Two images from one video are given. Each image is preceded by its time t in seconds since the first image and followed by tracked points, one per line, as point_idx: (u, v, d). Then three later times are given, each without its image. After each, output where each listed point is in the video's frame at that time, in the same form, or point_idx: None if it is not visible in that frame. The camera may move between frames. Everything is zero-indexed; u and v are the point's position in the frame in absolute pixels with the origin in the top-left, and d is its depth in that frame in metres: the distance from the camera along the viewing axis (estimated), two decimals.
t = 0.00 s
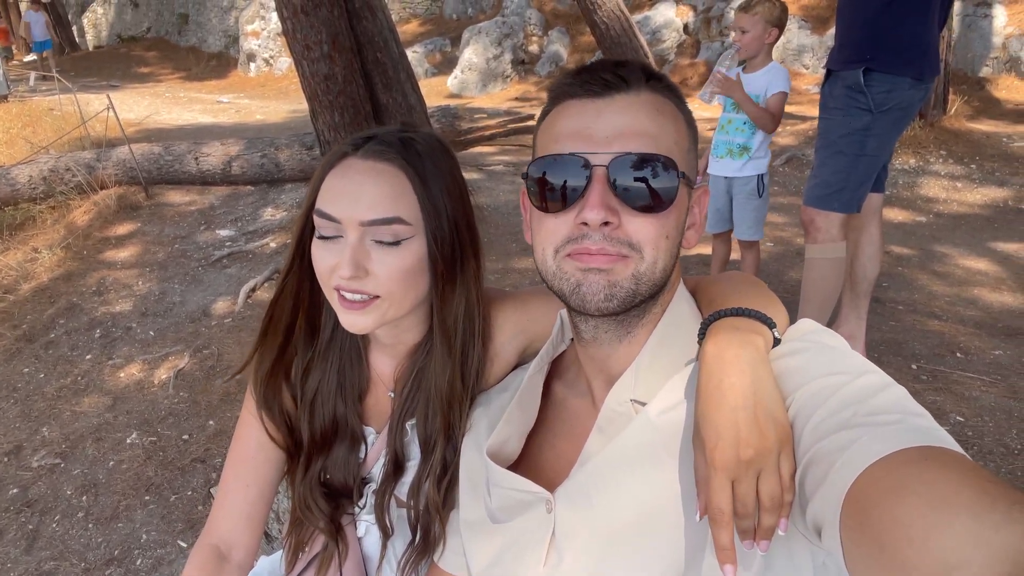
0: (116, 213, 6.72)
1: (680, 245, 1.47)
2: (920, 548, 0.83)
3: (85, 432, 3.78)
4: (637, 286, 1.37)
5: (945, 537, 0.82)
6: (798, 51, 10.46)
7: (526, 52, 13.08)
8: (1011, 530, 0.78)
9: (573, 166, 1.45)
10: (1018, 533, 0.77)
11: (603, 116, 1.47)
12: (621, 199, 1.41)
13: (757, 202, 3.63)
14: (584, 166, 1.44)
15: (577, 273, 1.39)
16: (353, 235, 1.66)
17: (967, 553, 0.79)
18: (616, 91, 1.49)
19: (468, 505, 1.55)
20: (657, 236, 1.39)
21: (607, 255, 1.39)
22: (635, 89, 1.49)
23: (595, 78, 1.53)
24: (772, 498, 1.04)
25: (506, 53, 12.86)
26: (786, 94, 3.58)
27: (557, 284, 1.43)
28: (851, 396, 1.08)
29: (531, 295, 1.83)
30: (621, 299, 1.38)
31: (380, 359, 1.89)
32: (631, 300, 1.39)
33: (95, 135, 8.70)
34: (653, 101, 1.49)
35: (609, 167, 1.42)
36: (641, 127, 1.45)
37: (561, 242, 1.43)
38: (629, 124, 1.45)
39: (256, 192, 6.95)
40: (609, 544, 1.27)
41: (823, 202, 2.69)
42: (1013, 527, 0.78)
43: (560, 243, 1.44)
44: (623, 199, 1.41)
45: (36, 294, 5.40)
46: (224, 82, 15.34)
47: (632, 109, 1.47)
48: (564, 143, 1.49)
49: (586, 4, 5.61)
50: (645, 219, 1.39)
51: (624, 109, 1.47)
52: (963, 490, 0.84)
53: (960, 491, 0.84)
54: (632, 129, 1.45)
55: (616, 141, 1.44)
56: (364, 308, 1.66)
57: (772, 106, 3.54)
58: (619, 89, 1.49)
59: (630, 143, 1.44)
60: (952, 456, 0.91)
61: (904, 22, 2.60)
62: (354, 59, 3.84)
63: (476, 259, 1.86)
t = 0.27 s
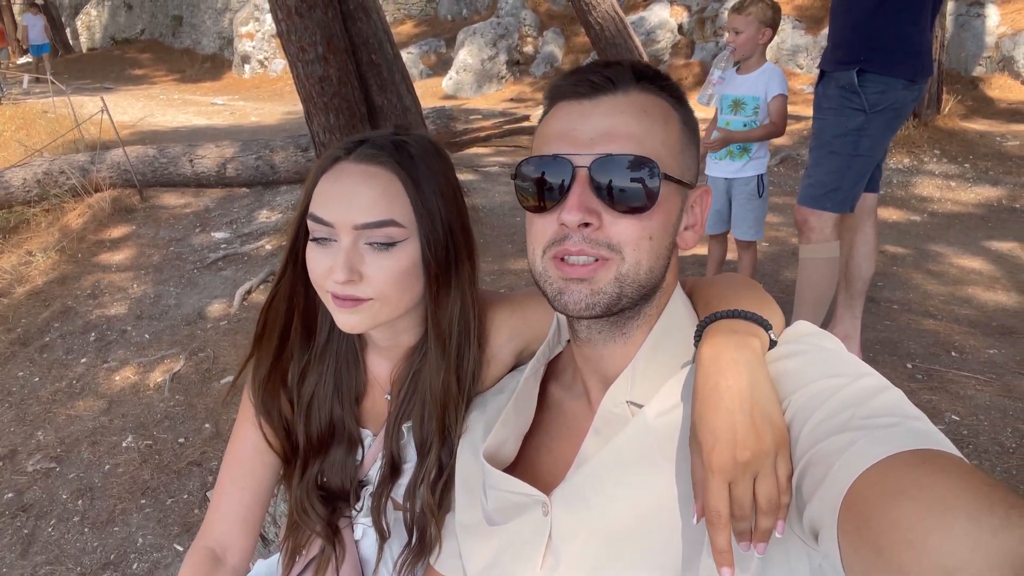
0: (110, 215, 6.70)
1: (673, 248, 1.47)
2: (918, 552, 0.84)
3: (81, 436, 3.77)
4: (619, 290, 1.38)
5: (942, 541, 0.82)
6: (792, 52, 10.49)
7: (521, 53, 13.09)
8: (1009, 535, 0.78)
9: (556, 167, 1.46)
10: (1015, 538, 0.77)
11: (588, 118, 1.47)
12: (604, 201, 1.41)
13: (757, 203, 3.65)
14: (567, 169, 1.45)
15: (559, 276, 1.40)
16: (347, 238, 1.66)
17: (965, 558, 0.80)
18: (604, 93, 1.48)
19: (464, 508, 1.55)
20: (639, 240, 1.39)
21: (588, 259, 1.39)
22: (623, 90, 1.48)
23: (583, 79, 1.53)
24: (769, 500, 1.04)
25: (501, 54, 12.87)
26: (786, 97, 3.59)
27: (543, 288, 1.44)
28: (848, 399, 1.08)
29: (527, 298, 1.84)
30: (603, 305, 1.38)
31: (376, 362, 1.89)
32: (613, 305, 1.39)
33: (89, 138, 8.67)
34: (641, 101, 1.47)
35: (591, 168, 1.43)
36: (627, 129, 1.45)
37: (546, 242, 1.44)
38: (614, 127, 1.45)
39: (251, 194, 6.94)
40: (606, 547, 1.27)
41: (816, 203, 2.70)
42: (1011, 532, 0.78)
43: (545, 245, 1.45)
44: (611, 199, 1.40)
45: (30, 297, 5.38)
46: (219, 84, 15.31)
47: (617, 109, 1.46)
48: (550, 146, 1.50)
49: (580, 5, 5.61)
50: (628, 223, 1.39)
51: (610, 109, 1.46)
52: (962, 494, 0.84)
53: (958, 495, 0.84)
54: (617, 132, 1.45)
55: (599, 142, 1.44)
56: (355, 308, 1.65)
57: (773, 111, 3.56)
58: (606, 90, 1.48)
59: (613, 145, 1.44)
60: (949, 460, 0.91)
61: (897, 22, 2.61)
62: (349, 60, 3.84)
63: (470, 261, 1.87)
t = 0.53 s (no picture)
0: (105, 218, 6.68)
1: (669, 252, 1.47)
2: (929, 556, 0.83)
3: (77, 440, 3.75)
4: (603, 304, 1.37)
5: (952, 546, 0.81)
6: (788, 51, 10.51)
7: (516, 53, 13.09)
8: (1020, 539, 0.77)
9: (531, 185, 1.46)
10: None
11: (559, 132, 1.45)
12: (576, 216, 1.40)
13: (756, 202, 3.64)
14: (539, 188, 1.45)
15: (543, 294, 1.40)
16: (346, 243, 1.65)
17: (975, 561, 0.79)
18: (573, 104, 1.46)
19: (467, 513, 1.54)
20: (618, 251, 1.37)
21: (568, 276, 1.39)
22: (592, 100, 1.45)
23: (556, 90, 1.51)
24: (778, 504, 1.04)
25: (496, 54, 12.86)
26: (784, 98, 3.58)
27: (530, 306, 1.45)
28: (856, 402, 1.08)
29: (528, 300, 1.83)
30: (588, 319, 1.38)
31: (377, 366, 1.88)
32: (598, 319, 1.38)
33: (83, 140, 8.64)
34: (612, 109, 1.44)
35: (561, 185, 1.42)
36: (597, 141, 1.42)
37: (531, 259, 1.45)
38: (583, 140, 1.43)
39: (246, 197, 6.91)
40: (613, 552, 1.26)
41: (815, 202, 2.69)
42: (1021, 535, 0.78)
43: (530, 261, 1.45)
44: (602, 205, 1.37)
45: (26, 301, 5.35)
46: (214, 86, 15.27)
47: (586, 122, 1.43)
48: (527, 164, 1.50)
49: (576, 5, 5.61)
50: (605, 236, 1.38)
51: (580, 121, 1.44)
52: (972, 497, 0.84)
53: (969, 499, 0.84)
54: (587, 145, 1.42)
55: (570, 158, 1.43)
56: (357, 311, 1.65)
57: (769, 113, 3.55)
58: (576, 101, 1.46)
59: (584, 159, 1.42)
60: (958, 462, 0.91)
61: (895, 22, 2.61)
62: (345, 61, 3.82)
63: (472, 265, 1.85)
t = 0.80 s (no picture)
0: (102, 221, 6.67)
1: (660, 254, 1.46)
2: (921, 558, 0.84)
3: (74, 444, 3.74)
4: (591, 305, 1.37)
5: (945, 549, 0.82)
6: (783, 51, 10.53)
7: (513, 54, 13.10)
8: (1011, 543, 0.78)
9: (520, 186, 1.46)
10: (1018, 545, 0.78)
11: (549, 134, 1.46)
12: (564, 218, 1.40)
13: (750, 203, 3.64)
14: (528, 188, 1.45)
15: (532, 295, 1.41)
16: (340, 246, 1.65)
17: (968, 564, 0.80)
18: (565, 106, 1.46)
19: (464, 515, 1.54)
20: (608, 253, 1.38)
21: (557, 276, 1.39)
22: (584, 102, 1.46)
23: (546, 93, 1.51)
24: (773, 507, 1.04)
25: (493, 55, 12.87)
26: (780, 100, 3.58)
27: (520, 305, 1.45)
28: (850, 404, 1.09)
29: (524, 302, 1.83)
30: (576, 320, 1.38)
31: (376, 369, 1.88)
32: (587, 321, 1.38)
33: (79, 143, 8.63)
34: (603, 112, 1.44)
35: (551, 186, 1.42)
36: (587, 143, 1.43)
37: (520, 260, 1.45)
38: (573, 142, 1.43)
39: (243, 199, 6.91)
40: (610, 555, 1.26)
41: (810, 202, 2.70)
42: (1012, 539, 0.78)
43: (519, 262, 1.45)
44: (593, 209, 1.38)
45: (22, 304, 5.34)
46: (210, 88, 15.25)
47: (577, 124, 1.44)
48: (517, 165, 1.50)
49: (571, 6, 5.61)
50: (594, 237, 1.38)
51: (571, 123, 1.44)
52: (963, 501, 0.84)
53: (959, 502, 0.84)
54: (577, 146, 1.43)
55: (560, 159, 1.43)
56: (349, 315, 1.65)
57: (765, 114, 3.56)
58: (567, 103, 1.46)
59: (573, 160, 1.42)
60: (952, 465, 0.91)
61: (890, 22, 2.62)
62: (341, 63, 3.82)
63: (468, 269, 1.85)
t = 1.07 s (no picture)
0: (100, 223, 6.67)
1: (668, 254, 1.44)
2: (921, 557, 0.84)
3: (73, 446, 3.74)
4: (629, 292, 1.37)
5: (943, 547, 0.82)
6: (781, 51, 10.54)
7: (511, 55, 13.11)
8: (1009, 542, 0.78)
9: (555, 173, 1.44)
10: (1016, 544, 0.78)
11: (583, 123, 1.47)
12: (603, 205, 1.40)
13: (748, 202, 3.64)
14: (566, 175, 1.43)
15: (565, 285, 1.39)
16: (322, 247, 1.64)
17: (967, 563, 0.80)
18: (595, 97, 1.49)
19: (464, 516, 1.54)
20: (647, 240, 1.39)
21: (595, 264, 1.38)
22: (614, 95, 1.49)
23: (574, 85, 1.52)
24: (775, 506, 1.04)
25: (491, 56, 12.87)
26: (778, 100, 3.59)
27: (547, 297, 1.42)
28: (850, 404, 1.09)
29: (523, 302, 1.83)
30: (612, 308, 1.37)
31: (374, 370, 1.88)
32: (622, 309, 1.38)
33: (77, 145, 8.62)
34: (632, 105, 1.48)
35: (591, 173, 1.42)
36: (621, 132, 1.45)
37: (548, 249, 1.43)
38: (608, 130, 1.45)
39: (241, 200, 6.91)
40: (610, 555, 1.26)
41: (808, 202, 2.70)
42: (1011, 538, 0.78)
43: (546, 251, 1.43)
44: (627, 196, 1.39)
45: (20, 306, 5.34)
46: (208, 89, 15.25)
47: (611, 114, 1.46)
48: (546, 152, 1.49)
49: (569, 6, 5.60)
50: (633, 224, 1.38)
51: (604, 113, 1.47)
52: (962, 500, 0.85)
53: (959, 501, 0.85)
54: (613, 134, 1.45)
55: (597, 147, 1.44)
56: (329, 315, 1.64)
57: (764, 114, 3.56)
58: (597, 96, 1.49)
59: (610, 148, 1.44)
60: (951, 465, 0.91)
61: (887, 22, 2.62)
62: (339, 64, 3.82)
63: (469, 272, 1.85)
